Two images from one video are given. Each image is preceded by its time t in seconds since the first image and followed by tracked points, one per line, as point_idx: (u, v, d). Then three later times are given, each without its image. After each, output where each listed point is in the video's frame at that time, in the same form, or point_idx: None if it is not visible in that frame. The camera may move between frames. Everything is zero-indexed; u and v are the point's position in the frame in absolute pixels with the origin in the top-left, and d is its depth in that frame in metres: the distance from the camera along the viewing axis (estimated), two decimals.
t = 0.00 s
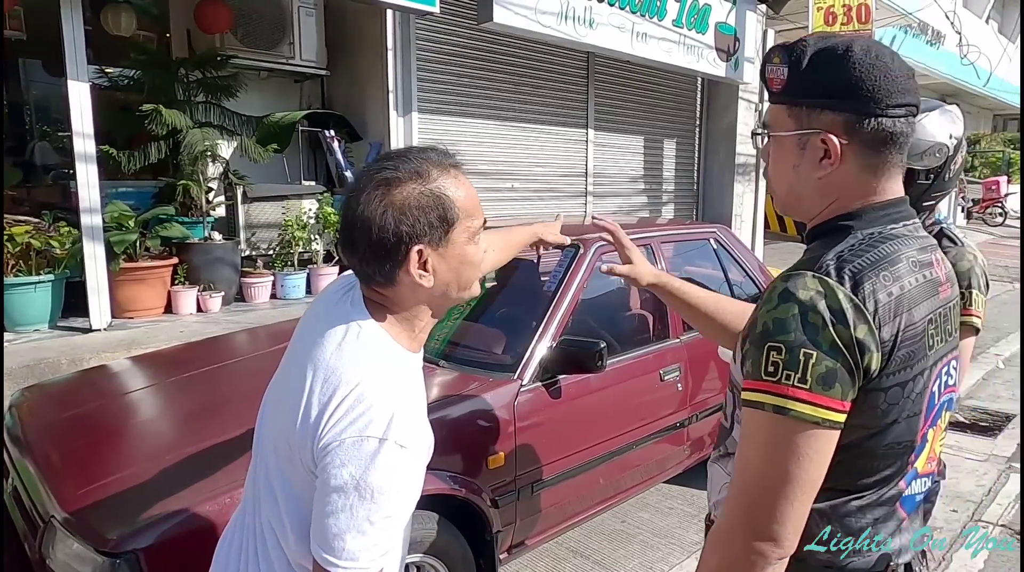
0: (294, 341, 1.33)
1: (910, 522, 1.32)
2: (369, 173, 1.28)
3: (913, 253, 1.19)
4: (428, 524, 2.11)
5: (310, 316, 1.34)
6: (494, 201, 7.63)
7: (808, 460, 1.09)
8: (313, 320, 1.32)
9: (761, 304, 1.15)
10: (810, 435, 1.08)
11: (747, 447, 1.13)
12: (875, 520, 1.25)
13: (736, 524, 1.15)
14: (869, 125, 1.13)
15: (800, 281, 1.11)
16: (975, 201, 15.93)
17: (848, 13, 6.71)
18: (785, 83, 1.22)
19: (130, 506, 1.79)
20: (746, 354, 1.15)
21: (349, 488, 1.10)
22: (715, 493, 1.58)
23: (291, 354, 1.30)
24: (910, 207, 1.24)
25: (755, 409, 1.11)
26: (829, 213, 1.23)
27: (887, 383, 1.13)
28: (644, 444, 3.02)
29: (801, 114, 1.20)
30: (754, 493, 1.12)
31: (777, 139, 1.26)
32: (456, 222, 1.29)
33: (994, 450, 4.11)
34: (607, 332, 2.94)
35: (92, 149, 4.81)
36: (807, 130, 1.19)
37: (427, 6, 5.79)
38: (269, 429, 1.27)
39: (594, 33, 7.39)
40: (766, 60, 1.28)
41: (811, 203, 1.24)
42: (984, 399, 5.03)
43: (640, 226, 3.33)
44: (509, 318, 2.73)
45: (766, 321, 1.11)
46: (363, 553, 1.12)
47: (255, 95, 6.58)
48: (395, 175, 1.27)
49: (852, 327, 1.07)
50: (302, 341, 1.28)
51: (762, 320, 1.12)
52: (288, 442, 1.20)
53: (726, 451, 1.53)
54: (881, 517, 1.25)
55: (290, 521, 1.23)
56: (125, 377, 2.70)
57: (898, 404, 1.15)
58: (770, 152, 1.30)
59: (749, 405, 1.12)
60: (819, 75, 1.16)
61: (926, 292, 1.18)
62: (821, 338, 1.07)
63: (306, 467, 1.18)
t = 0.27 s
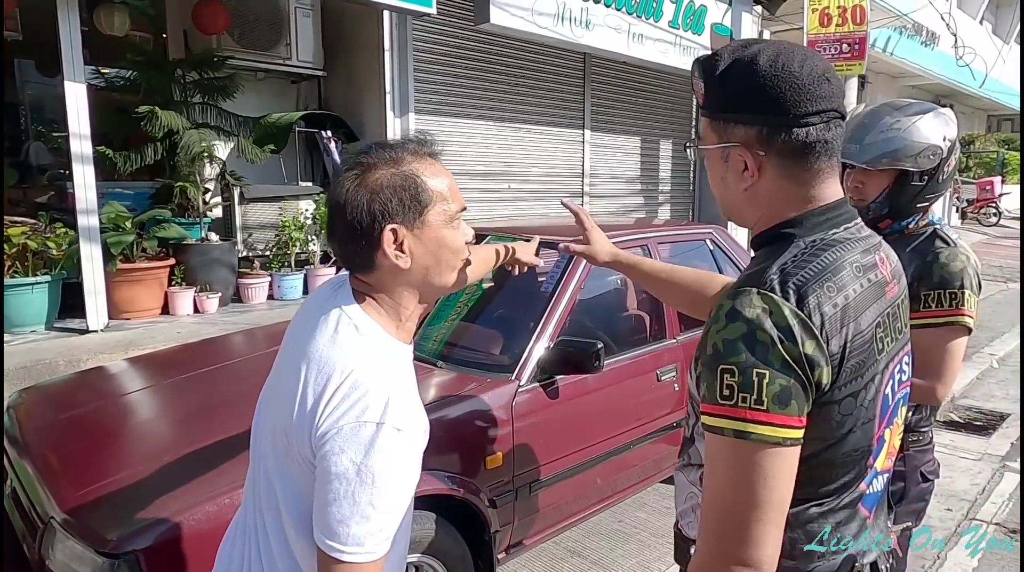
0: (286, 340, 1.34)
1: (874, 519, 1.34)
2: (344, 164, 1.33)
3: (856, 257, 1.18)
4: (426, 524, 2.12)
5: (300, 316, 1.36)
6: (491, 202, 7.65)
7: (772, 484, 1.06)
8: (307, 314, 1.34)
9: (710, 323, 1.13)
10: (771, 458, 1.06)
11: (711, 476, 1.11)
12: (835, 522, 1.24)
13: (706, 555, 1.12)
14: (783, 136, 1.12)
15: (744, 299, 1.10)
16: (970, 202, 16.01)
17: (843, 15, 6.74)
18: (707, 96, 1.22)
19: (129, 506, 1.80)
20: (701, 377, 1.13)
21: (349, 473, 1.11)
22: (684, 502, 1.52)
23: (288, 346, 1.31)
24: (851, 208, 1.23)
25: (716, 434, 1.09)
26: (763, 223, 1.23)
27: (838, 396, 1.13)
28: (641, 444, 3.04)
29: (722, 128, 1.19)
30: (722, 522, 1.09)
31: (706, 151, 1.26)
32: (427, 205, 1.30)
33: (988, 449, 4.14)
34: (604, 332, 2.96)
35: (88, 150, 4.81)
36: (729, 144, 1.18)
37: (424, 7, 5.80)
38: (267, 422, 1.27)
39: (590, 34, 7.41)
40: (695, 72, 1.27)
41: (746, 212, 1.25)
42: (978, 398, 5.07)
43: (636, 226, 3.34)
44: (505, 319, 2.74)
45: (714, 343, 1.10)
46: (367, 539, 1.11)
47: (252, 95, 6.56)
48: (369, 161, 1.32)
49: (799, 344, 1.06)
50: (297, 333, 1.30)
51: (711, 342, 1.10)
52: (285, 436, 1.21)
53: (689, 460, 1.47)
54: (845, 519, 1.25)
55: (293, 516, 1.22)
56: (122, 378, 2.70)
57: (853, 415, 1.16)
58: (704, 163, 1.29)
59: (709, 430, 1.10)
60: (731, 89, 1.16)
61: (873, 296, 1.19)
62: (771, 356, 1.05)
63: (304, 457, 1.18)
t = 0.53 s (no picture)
0: (275, 339, 1.32)
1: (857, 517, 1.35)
2: (336, 161, 1.33)
3: (824, 258, 1.19)
4: (426, 525, 2.12)
5: (289, 315, 1.35)
6: (488, 202, 7.65)
7: (750, 496, 1.06)
8: (297, 313, 1.32)
9: (682, 333, 1.13)
10: (747, 469, 1.06)
11: (689, 487, 1.10)
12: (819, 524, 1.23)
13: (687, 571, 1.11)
14: (738, 140, 1.13)
15: (714, 310, 1.10)
16: (967, 201, 16.04)
17: (840, 15, 6.74)
18: (664, 103, 1.22)
19: (128, 507, 1.80)
20: (674, 389, 1.12)
21: (354, 465, 1.11)
22: (664, 511, 1.46)
23: (280, 344, 1.30)
24: (814, 209, 1.24)
25: (691, 446, 1.08)
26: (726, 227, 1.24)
27: (811, 401, 1.14)
28: (640, 444, 3.05)
29: (681, 134, 1.20)
30: (700, 537, 1.08)
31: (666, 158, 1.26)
32: (428, 200, 1.30)
33: (985, 448, 4.16)
34: (603, 332, 2.96)
35: (86, 150, 4.81)
36: (688, 150, 1.19)
37: (422, 8, 5.81)
38: (263, 421, 1.26)
39: (588, 35, 7.42)
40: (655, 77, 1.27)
41: (709, 218, 1.25)
42: (975, 398, 5.08)
43: (634, 227, 3.34)
44: (504, 319, 2.74)
45: (687, 354, 1.10)
46: (374, 530, 1.11)
47: (250, 96, 6.54)
48: (369, 158, 1.30)
49: (770, 351, 1.07)
50: (289, 331, 1.29)
51: (684, 352, 1.10)
52: (283, 434, 1.20)
53: (670, 467, 1.42)
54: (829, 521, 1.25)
55: (291, 516, 1.22)
56: (121, 379, 2.70)
57: (826, 419, 1.16)
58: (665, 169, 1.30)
59: (683, 443, 1.10)
60: (687, 95, 1.16)
61: (842, 296, 1.19)
62: (743, 364, 1.05)
63: (304, 454, 1.18)
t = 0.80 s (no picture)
0: (265, 342, 1.30)
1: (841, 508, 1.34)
2: (325, 161, 1.32)
3: (805, 258, 1.19)
4: (424, 529, 2.11)
5: (279, 318, 1.33)
6: (486, 203, 7.65)
7: (743, 493, 1.06)
8: (288, 315, 1.30)
9: (674, 333, 1.12)
10: (739, 466, 1.05)
11: (682, 484, 1.09)
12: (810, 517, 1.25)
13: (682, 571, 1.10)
14: (725, 142, 1.13)
15: (706, 310, 1.09)
16: (963, 202, 16.07)
17: (838, 16, 6.73)
18: (648, 107, 1.22)
19: (126, 511, 1.79)
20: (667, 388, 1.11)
21: (356, 467, 1.11)
22: (656, 515, 1.45)
23: (272, 346, 1.28)
24: (794, 210, 1.24)
25: (684, 444, 1.08)
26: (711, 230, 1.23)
27: (801, 396, 1.14)
28: (638, 445, 3.05)
29: (666, 137, 1.20)
30: (696, 536, 1.07)
31: (650, 161, 1.26)
32: (417, 201, 1.30)
33: (982, 449, 4.16)
34: (601, 334, 2.96)
35: (82, 152, 4.80)
36: (673, 153, 1.18)
37: (420, 8, 5.80)
38: (256, 426, 1.24)
39: (586, 36, 7.42)
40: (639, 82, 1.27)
41: (694, 221, 1.24)
42: (973, 398, 5.09)
43: (633, 228, 3.33)
44: (502, 321, 2.73)
45: (680, 354, 1.09)
46: (376, 532, 1.12)
47: (247, 96, 6.52)
48: (358, 158, 1.29)
49: (763, 349, 1.07)
50: (281, 334, 1.27)
51: (676, 352, 1.09)
52: (279, 438, 1.19)
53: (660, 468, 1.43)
54: (816, 515, 1.26)
55: (286, 519, 1.20)
56: (118, 381, 2.69)
57: (817, 413, 1.16)
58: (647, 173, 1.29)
59: (676, 441, 1.09)
60: (672, 97, 1.16)
61: (824, 294, 1.19)
62: (736, 362, 1.05)
63: (302, 458, 1.16)
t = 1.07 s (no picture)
0: (260, 342, 1.28)
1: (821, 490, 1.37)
2: (312, 159, 1.31)
3: (795, 253, 1.23)
4: (424, 531, 2.10)
5: (274, 318, 1.31)
6: (485, 203, 7.64)
7: (755, 473, 1.07)
8: (282, 317, 1.29)
9: (686, 328, 1.13)
10: (753, 445, 1.07)
11: (697, 469, 1.10)
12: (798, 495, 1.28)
13: (701, 558, 1.10)
14: (726, 146, 1.17)
15: (717, 303, 1.11)
16: (962, 202, 16.07)
17: (837, 17, 6.73)
18: (646, 115, 1.24)
19: (124, 514, 1.78)
20: (683, 381, 1.12)
21: (364, 462, 1.10)
22: (649, 505, 1.45)
23: (267, 348, 1.26)
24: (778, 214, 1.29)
25: (701, 429, 1.09)
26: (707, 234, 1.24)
27: (802, 380, 1.18)
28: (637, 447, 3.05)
29: (665, 142, 1.22)
30: (714, 519, 1.08)
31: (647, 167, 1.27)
32: (400, 195, 1.29)
33: (982, 449, 4.16)
34: (601, 335, 2.95)
35: (80, 153, 4.78)
36: (673, 157, 1.20)
37: (418, 9, 5.79)
38: (255, 428, 1.22)
39: (585, 36, 7.41)
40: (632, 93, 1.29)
41: (690, 225, 1.26)
42: (973, 399, 5.08)
43: (632, 228, 3.33)
44: (502, 322, 2.72)
45: (695, 345, 1.10)
46: (382, 528, 1.11)
47: (246, 97, 6.52)
48: (341, 155, 1.30)
49: (774, 337, 1.10)
50: (277, 336, 1.26)
51: (691, 344, 1.10)
52: (279, 436, 1.17)
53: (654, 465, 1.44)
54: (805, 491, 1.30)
55: (288, 522, 1.18)
56: (116, 383, 2.68)
57: (814, 397, 1.21)
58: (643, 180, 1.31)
59: (691, 427, 1.10)
60: (672, 103, 1.19)
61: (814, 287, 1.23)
62: (750, 350, 1.08)
63: (305, 458, 1.15)
